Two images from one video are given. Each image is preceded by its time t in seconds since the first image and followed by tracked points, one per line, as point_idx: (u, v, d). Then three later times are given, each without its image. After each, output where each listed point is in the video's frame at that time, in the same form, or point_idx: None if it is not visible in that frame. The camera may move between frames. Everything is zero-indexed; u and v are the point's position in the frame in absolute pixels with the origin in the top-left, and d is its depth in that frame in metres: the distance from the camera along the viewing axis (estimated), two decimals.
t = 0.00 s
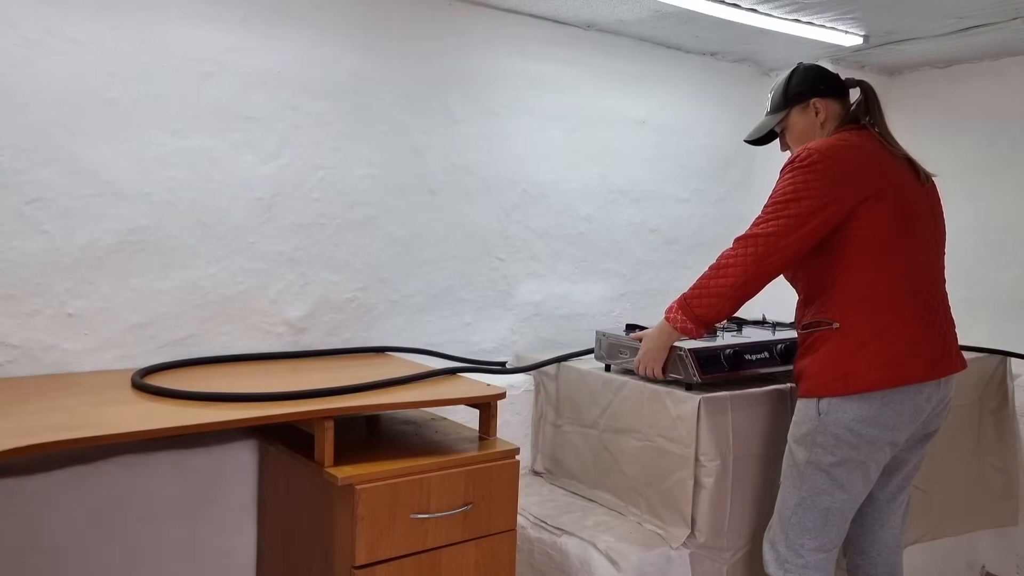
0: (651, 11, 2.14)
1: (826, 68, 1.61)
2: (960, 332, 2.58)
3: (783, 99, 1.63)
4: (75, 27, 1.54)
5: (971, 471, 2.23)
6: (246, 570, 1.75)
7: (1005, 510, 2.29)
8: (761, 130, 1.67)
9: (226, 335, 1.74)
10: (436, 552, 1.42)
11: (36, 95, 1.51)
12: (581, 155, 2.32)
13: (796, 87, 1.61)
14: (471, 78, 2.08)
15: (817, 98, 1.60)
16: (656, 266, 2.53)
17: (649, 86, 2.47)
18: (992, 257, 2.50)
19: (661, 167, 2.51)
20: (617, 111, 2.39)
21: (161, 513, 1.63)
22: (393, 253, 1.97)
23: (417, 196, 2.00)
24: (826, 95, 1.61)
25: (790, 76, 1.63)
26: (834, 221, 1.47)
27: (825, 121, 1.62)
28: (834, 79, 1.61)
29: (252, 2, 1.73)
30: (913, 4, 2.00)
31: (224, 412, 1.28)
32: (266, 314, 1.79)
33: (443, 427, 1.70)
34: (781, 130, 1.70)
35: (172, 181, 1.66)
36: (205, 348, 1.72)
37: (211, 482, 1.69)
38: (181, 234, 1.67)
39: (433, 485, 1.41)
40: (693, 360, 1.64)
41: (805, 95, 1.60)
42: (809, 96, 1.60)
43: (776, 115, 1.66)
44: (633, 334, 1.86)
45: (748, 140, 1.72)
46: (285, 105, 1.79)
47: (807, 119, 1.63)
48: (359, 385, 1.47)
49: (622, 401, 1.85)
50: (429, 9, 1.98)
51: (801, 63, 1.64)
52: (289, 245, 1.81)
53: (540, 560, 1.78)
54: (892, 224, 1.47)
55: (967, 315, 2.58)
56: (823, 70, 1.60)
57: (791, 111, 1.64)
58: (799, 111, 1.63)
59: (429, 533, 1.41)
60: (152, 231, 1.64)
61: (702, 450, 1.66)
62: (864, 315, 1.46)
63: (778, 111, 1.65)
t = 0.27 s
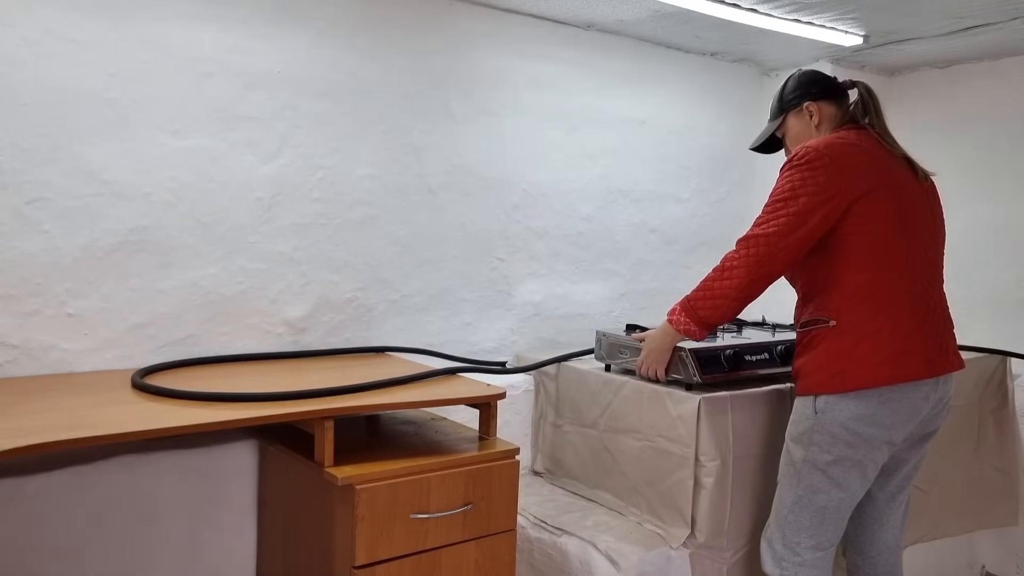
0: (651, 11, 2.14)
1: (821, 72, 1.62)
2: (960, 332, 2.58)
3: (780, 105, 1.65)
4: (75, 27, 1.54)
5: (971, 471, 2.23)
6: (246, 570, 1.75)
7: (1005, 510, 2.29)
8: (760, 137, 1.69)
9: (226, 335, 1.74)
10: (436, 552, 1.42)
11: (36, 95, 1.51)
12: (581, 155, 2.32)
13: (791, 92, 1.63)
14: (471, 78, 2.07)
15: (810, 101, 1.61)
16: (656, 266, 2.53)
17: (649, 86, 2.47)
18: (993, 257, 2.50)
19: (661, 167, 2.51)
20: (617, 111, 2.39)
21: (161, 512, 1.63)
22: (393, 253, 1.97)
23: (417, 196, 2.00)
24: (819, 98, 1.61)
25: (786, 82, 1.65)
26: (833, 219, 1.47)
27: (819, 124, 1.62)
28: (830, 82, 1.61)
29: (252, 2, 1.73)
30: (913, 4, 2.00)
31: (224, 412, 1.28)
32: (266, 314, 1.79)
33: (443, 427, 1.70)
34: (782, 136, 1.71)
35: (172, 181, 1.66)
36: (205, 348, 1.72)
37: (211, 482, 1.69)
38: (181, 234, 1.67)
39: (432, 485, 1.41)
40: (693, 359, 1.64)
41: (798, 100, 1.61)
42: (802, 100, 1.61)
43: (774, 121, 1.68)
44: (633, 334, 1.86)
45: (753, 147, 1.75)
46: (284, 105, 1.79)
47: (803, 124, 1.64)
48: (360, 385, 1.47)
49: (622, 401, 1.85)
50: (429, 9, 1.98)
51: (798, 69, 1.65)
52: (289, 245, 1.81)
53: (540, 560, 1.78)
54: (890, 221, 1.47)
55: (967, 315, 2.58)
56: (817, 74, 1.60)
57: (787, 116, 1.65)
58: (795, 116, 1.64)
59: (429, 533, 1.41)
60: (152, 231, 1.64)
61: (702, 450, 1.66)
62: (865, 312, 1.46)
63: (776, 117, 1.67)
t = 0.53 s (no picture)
0: (651, 11, 2.14)
1: (820, 72, 1.61)
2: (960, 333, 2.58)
3: (781, 107, 1.66)
4: (75, 27, 1.54)
5: (970, 471, 2.23)
6: (246, 569, 1.75)
7: (1005, 510, 2.29)
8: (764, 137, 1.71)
9: (226, 335, 1.74)
10: (436, 552, 1.42)
11: (36, 95, 1.51)
12: (581, 155, 2.32)
13: (791, 93, 1.63)
14: (471, 78, 2.07)
15: (807, 102, 1.61)
16: (656, 266, 2.53)
17: (650, 86, 2.47)
18: (992, 257, 2.50)
19: (661, 167, 2.51)
20: (617, 111, 2.39)
21: (161, 513, 1.63)
22: (393, 253, 1.97)
23: (416, 196, 2.00)
24: (816, 99, 1.61)
25: (787, 84, 1.66)
26: (842, 221, 1.47)
27: (818, 124, 1.62)
28: (829, 81, 1.61)
29: (252, 2, 1.73)
30: (913, 4, 2.00)
31: (223, 412, 1.28)
32: (266, 314, 1.79)
33: (443, 427, 1.70)
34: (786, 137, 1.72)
35: (172, 181, 1.66)
36: (205, 348, 1.72)
37: (211, 482, 1.69)
38: (181, 234, 1.67)
39: (432, 485, 1.41)
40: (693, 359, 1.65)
41: (795, 102, 1.62)
42: (799, 102, 1.62)
43: (777, 123, 1.69)
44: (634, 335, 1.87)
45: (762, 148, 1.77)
46: (284, 106, 1.79)
47: (804, 125, 1.65)
48: (359, 385, 1.47)
49: (622, 401, 1.85)
50: (429, 9, 1.98)
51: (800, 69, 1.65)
52: (289, 245, 1.81)
53: (540, 560, 1.78)
54: (895, 224, 1.47)
55: (967, 315, 2.58)
56: (814, 74, 1.60)
57: (788, 118, 1.66)
58: (795, 118, 1.65)
59: (429, 533, 1.41)
60: (152, 231, 1.64)
61: (702, 450, 1.66)
62: (874, 314, 1.46)
63: (778, 119, 1.69)
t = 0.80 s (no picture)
0: (651, 11, 2.14)
1: (836, 66, 1.59)
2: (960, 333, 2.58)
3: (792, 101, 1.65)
4: (75, 27, 1.54)
5: (971, 471, 2.23)
6: (246, 569, 1.75)
7: (1005, 510, 2.29)
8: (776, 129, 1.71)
9: (226, 335, 1.74)
10: (436, 552, 1.42)
11: (36, 95, 1.51)
12: (581, 155, 2.32)
13: (803, 86, 1.62)
14: (471, 78, 2.07)
15: (817, 99, 1.60)
16: (656, 266, 2.53)
17: (650, 86, 2.47)
18: (993, 257, 2.50)
19: (662, 167, 2.51)
20: (617, 111, 2.39)
21: (161, 513, 1.63)
22: (393, 253, 1.97)
23: (417, 196, 2.00)
24: (827, 96, 1.59)
25: (800, 76, 1.64)
26: (852, 225, 1.46)
27: (828, 120, 1.62)
28: (844, 77, 1.59)
29: (252, 2, 1.73)
30: (913, 4, 2.00)
31: (224, 412, 1.28)
32: (266, 314, 1.79)
33: (443, 426, 1.70)
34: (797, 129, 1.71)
35: (172, 181, 1.66)
36: (205, 347, 1.72)
37: (211, 482, 1.69)
38: (181, 234, 1.67)
39: (432, 485, 1.41)
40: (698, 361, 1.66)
41: (806, 98, 1.61)
42: (809, 99, 1.61)
43: (788, 116, 1.69)
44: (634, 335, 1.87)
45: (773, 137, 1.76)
46: (284, 105, 1.79)
47: (814, 120, 1.64)
48: (360, 385, 1.47)
49: (622, 401, 1.85)
50: (429, 9, 1.98)
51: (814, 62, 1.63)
52: (289, 245, 1.81)
53: (540, 560, 1.78)
54: (903, 228, 1.47)
55: (967, 315, 2.58)
56: (829, 70, 1.58)
57: (798, 112, 1.66)
58: (805, 113, 1.64)
59: (429, 533, 1.41)
60: (152, 231, 1.64)
61: (702, 450, 1.66)
62: (880, 319, 1.46)
63: (789, 112, 1.68)
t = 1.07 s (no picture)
0: (651, 11, 2.14)
1: (842, 65, 1.59)
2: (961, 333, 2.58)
3: (796, 97, 1.65)
4: (75, 27, 1.54)
5: (971, 471, 2.23)
6: (246, 570, 1.75)
7: (1005, 510, 2.29)
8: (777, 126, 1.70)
9: (226, 335, 1.74)
10: (436, 553, 1.42)
11: (36, 95, 1.51)
12: (581, 155, 2.32)
13: (809, 85, 1.62)
14: (471, 78, 2.07)
15: (825, 96, 1.60)
16: (656, 266, 2.53)
17: (650, 86, 2.47)
18: (993, 257, 2.50)
19: (662, 167, 2.51)
20: (617, 111, 2.39)
21: (161, 513, 1.63)
22: (393, 253, 1.97)
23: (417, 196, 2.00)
24: (834, 93, 1.59)
25: (805, 73, 1.64)
26: (853, 226, 1.46)
27: (833, 119, 1.61)
28: (851, 76, 1.59)
29: (252, 2, 1.73)
30: (913, 4, 2.00)
31: (224, 412, 1.28)
32: (266, 314, 1.79)
33: (443, 426, 1.70)
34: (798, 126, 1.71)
35: (172, 181, 1.66)
36: (205, 347, 1.72)
37: (211, 482, 1.69)
38: (181, 234, 1.67)
39: (432, 485, 1.41)
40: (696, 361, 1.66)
41: (813, 94, 1.61)
42: (816, 95, 1.61)
43: (790, 112, 1.68)
44: (631, 334, 1.87)
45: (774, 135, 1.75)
46: (284, 105, 1.79)
47: (818, 118, 1.63)
48: (360, 385, 1.47)
49: (622, 401, 1.85)
50: (429, 9, 1.98)
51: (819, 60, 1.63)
52: (289, 245, 1.81)
53: (540, 560, 1.78)
54: (904, 229, 1.47)
55: (967, 315, 2.58)
56: (836, 68, 1.58)
57: (802, 109, 1.65)
58: (810, 110, 1.64)
59: (429, 533, 1.41)
60: (152, 231, 1.64)
61: (702, 450, 1.66)
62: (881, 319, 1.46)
63: (791, 108, 1.67)
